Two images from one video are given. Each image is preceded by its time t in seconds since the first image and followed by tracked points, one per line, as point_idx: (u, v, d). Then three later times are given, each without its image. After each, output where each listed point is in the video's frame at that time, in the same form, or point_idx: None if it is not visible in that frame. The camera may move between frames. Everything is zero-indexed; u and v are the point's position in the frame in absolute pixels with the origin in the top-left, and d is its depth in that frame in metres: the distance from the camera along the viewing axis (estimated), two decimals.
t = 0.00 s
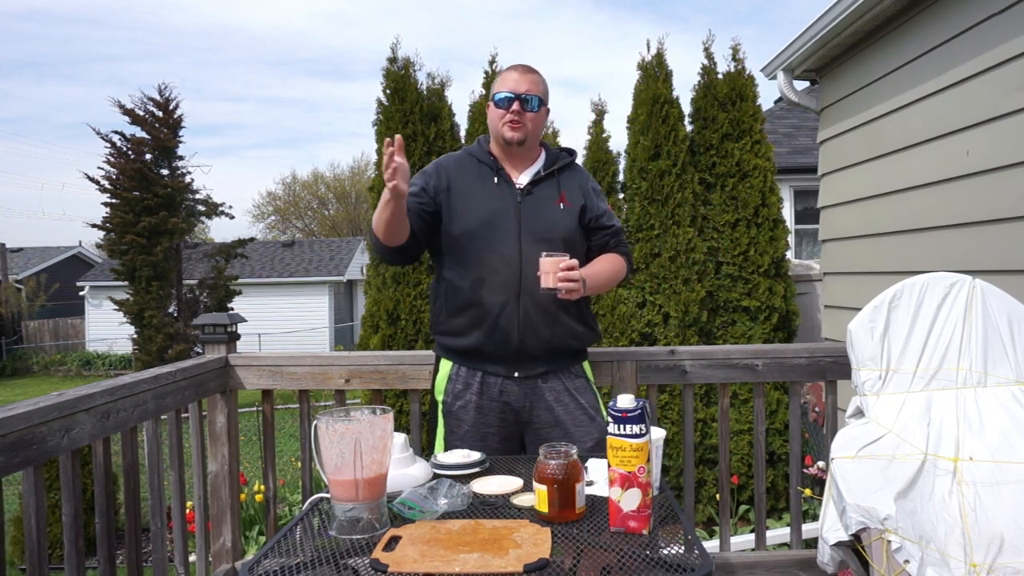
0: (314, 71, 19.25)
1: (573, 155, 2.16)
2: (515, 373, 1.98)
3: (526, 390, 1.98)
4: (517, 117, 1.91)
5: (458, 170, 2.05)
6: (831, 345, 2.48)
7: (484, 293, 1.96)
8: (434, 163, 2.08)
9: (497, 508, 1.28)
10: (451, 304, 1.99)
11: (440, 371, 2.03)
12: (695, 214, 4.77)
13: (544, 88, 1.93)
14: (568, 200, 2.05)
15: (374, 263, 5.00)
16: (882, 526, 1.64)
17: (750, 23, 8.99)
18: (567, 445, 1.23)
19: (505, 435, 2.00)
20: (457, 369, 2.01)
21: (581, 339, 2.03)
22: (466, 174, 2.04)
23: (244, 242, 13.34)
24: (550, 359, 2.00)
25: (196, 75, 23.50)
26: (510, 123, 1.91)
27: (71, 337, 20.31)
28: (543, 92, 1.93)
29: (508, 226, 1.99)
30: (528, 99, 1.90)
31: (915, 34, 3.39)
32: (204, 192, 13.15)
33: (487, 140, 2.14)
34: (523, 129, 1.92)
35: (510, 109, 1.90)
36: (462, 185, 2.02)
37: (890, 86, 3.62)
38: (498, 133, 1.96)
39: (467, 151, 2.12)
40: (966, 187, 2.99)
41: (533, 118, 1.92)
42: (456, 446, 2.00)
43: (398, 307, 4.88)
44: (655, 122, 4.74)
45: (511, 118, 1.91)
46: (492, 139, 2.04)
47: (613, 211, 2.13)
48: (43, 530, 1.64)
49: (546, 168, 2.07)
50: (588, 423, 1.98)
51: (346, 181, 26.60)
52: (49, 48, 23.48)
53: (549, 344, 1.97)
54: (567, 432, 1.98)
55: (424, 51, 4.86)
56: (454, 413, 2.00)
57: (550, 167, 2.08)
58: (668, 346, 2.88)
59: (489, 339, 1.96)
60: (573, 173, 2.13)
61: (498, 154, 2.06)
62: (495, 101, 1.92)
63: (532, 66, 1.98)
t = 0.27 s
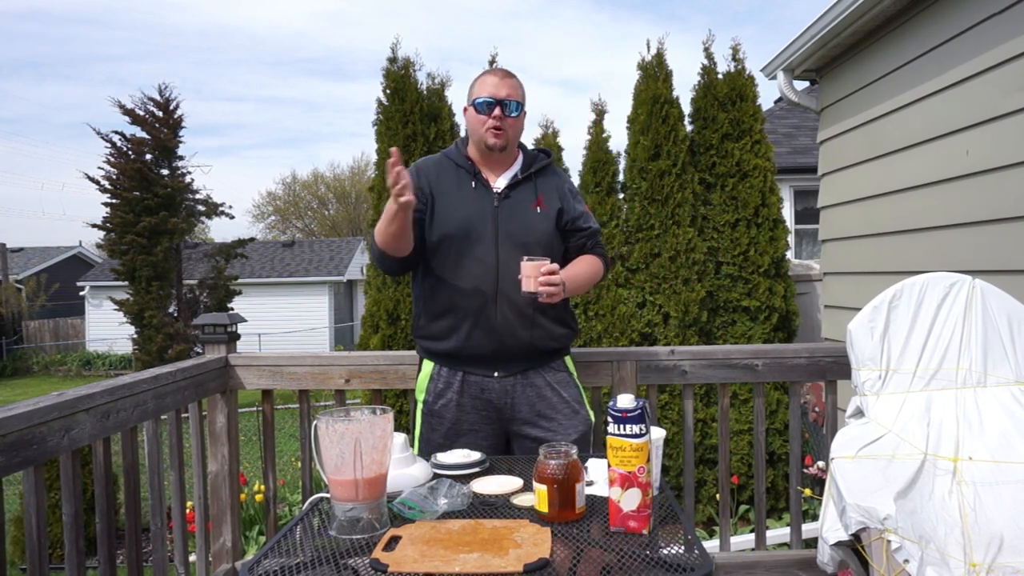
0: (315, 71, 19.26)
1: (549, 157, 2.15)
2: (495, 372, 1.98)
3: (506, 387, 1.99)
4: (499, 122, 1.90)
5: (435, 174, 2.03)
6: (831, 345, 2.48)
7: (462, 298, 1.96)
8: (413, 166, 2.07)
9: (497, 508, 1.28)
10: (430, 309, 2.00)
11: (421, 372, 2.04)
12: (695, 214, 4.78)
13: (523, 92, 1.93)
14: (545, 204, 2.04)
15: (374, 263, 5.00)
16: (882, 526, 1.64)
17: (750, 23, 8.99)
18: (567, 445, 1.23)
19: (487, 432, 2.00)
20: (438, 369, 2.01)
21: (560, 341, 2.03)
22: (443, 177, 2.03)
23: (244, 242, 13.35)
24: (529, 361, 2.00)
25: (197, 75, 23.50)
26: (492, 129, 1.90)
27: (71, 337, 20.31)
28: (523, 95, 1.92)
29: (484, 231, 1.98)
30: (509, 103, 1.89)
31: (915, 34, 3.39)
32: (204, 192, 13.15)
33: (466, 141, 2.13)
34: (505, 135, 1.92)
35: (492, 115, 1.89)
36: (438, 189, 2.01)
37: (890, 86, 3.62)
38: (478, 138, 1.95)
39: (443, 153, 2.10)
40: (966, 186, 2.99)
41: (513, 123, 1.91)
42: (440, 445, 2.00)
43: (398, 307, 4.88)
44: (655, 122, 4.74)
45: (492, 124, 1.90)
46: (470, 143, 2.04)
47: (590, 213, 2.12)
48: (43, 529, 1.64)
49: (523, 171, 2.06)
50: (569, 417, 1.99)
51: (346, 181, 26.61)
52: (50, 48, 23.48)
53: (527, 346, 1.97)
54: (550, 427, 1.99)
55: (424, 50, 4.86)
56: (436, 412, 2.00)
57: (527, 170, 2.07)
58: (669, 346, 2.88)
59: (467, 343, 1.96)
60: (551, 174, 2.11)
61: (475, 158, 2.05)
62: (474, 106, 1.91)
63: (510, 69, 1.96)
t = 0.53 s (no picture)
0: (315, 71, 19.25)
1: (537, 153, 2.18)
2: (494, 369, 1.98)
3: (503, 382, 1.99)
4: (489, 118, 1.90)
5: (428, 172, 2.04)
6: (831, 345, 2.48)
7: (459, 295, 1.96)
8: (403, 164, 2.06)
9: (497, 508, 1.28)
10: (427, 307, 1.99)
11: (421, 373, 2.02)
12: (695, 215, 4.78)
13: (512, 88, 1.93)
14: (536, 200, 2.08)
15: (374, 263, 5.00)
16: (882, 526, 1.64)
17: (750, 23, 8.99)
18: (566, 445, 1.23)
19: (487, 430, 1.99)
20: (438, 369, 2.00)
21: (555, 336, 2.04)
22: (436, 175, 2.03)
23: (244, 242, 13.35)
24: (526, 357, 2.01)
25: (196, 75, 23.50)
26: (482, 125, 1.91)
27: (71, 337, 20.30)
28: (512, 91, 1.92)
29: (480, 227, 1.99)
30: (498, 100, 1.89)
31: (915, 34, 3.39)
32: (204, 192, 13.15)
33: (454, 139, 2.13)
34: (495, 131, 1.93)
35: (482, 111, 1.89)
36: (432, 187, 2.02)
37: (890, 86, 3.62)
38: (469, 134, 1.96)
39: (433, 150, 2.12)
40: (966, 186, 2.99)
41: (504, 120, 1.92)
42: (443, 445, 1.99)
43: (398, 307, 4.88)
44: (655, 122, 4.74)
45: (483, 120, 1.91)
46: (460, 140, 2.05)
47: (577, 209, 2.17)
48: (43, 530, 1.64)
49: (513, 168, 2.09)
50: (563, 411, 2.00)
51: (346, 181, 26.61)
52: (50, 48, 23.48)
53: (524, 342, 1.98)
54: (547, 422, 1.99)
55: (424, 50, 4.86)
56: (438, 413, 1.99)
57: (517, 167, 2.10)
58: (669, 346, 2.88)
59: (466, 340, 1.96)
60: (539, 171, 2.16)
61: (466, 154, 2.07)
62: (464, 103, 1.91)
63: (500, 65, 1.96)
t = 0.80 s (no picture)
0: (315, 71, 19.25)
1: (541, 154, 2.19)
2: (496, 372, 1.97)
3: (506, 387, 1.98)
4: (494, 116, 1.91)
5: (432, 174, 2.04)
6: (831, 345, 2.48)
7: (463, 297, 1.96)
8: (407, 165, 2.06)
9: (497, 508, 1.28)
10: (430, 309, 1.99)
11: (423, 374, 2.03)
12: (695, 215, 4.78)
13: (516, 87, 1.95)
14: (540, 202, 2.08)
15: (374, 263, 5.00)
16: (882, 526, 1.63)
17: (750, 23, 8.99)
18: (567, 445, 1.23)
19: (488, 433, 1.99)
20: (440, 370, 2.01)
21: (558, 339, 2.04)
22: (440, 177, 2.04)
23: (244, 242, 13.35)
24: (529, 359, 2.00)
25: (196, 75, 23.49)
26: (486, 123, 1.92)
27: (71, 337, 20.29)
28: (515, 91, 1.95)
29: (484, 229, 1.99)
30: (502, 98, 1.91)
31: (915, 34, 3.39)
32: (204, 192, 13.15)
33: (457, 140, 2.14)
34: (499, 129, 1.94)
35: (486, 109, 1.91)
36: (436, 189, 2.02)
37: (890, 86, 3.62)
38: (473, 133, 1.97)
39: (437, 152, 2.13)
40: (966, 186, 2.99)
41: (508, 117, 1.94)
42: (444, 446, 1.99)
43: (398, 307, 4.88)
44: (655, 122, 4.74)
45: (488, 117, 1.91)
46: (464, 141, 2.06)
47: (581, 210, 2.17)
48: (43, 530, 1.64)
49: (518, 169, 2.10)
50: (564, 417, 2.00)
51: (346, 181, 26.60)
52: (50, 48, 23.48)
53: (528, 344, 1.98)
54: (549, 427, 1.99)
55: (424, 50, 4.86)
56: (440, 413, 2.00)
57: (521, 168, 2.11)
58: (669, 346, 2.88)
59: (469, 342, 1.96)
60: (543, 173, 2.16)
61: (470, 155, 2.08)
62: (468, 102, 1.93)
63: (502, 66, 1.99)
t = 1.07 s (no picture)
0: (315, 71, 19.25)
1: (549, 151, 2.18)
2: (502, 371, 1.98)
3: (511, 387, 1.98)
4: (498, 108, 1.91)
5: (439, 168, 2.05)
6: (831, 345, 2.48)
7: (469, 293, 1.96)
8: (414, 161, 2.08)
9: (497, 508, 1.28)
10: (436, 305, 2.00)
11: (429, 374, 2.03)
12: (695, 215, 4.78)
13: (519, 81, 1.96)
14: (548, 197, 2.07)
15: (374, 263, 5.00)
16: (882, 525, 1.63)
17: (750, 23, 8.99)
18: (567, 445, 1.22)
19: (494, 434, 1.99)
20: (446, 371, 2.01)
21: (565, 337, 2.03)
22: (447, 172, 2.04)
23: (244, 242, 13.35)
24: (535, 357, 2.00)
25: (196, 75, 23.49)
26: (491, 115, 1.92)
27: (71, 337, 20.29)
28: (520, 84, 1.95)
29: (491, 225, 1.99)
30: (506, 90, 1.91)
31: (916, 34, 3.39)
32: (204, 192, 13.15)
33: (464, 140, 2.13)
34: (504, 122, 1.93)
35: (490, 101, 1.90)
36: (443, 183, 2.02)
37: (890, 85, 3.62)
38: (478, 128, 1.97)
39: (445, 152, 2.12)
40: (966, 186, 2.99)
41: (512, 110, 1.93)
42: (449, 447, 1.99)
43: (398, 307, 4.88)
44: (655, 122, 4.74)
45: (491, 109, 1.92)
46: (470, 138, 2.05)
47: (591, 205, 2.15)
48: (43, 529, 1.64)
49: (525, 164, 2.08)
50: (569, 419, 2.00)
51: (346, 181, 26.60)
52: (50, 48, 23.47)
53: (533, 342, 1.97)
54: (554, 429, 1.99)
55: (424, 51, 4.86)
56: (445, 415, 2.00)
57: (528, 163, 2.09)
58: (669, 345, 2.88)
59: (475, 338, 1.96)
60: (551, 168, 2.15)
61: (476, 152, 2.07)
62: (472, 97, 1.93)
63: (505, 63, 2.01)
